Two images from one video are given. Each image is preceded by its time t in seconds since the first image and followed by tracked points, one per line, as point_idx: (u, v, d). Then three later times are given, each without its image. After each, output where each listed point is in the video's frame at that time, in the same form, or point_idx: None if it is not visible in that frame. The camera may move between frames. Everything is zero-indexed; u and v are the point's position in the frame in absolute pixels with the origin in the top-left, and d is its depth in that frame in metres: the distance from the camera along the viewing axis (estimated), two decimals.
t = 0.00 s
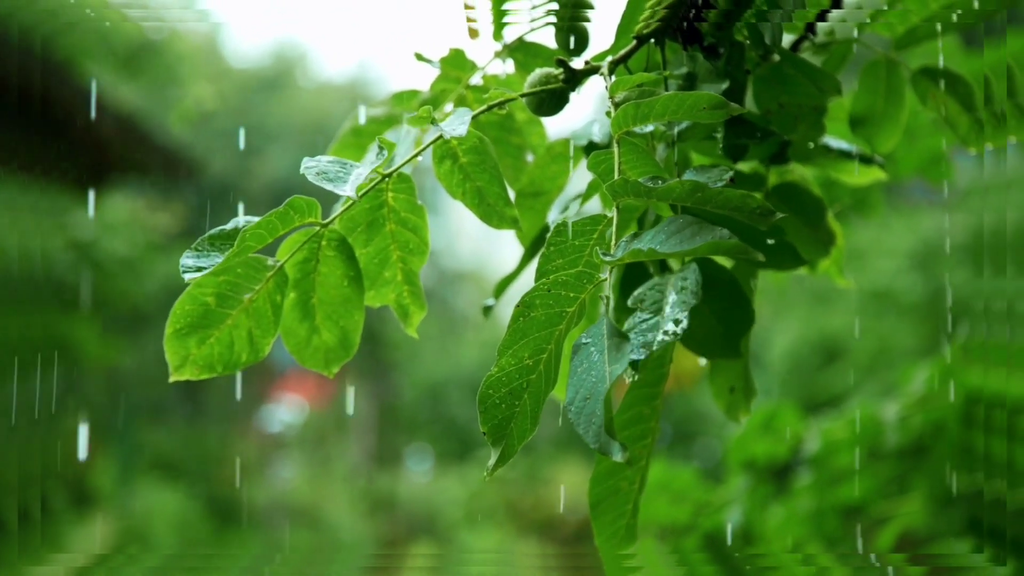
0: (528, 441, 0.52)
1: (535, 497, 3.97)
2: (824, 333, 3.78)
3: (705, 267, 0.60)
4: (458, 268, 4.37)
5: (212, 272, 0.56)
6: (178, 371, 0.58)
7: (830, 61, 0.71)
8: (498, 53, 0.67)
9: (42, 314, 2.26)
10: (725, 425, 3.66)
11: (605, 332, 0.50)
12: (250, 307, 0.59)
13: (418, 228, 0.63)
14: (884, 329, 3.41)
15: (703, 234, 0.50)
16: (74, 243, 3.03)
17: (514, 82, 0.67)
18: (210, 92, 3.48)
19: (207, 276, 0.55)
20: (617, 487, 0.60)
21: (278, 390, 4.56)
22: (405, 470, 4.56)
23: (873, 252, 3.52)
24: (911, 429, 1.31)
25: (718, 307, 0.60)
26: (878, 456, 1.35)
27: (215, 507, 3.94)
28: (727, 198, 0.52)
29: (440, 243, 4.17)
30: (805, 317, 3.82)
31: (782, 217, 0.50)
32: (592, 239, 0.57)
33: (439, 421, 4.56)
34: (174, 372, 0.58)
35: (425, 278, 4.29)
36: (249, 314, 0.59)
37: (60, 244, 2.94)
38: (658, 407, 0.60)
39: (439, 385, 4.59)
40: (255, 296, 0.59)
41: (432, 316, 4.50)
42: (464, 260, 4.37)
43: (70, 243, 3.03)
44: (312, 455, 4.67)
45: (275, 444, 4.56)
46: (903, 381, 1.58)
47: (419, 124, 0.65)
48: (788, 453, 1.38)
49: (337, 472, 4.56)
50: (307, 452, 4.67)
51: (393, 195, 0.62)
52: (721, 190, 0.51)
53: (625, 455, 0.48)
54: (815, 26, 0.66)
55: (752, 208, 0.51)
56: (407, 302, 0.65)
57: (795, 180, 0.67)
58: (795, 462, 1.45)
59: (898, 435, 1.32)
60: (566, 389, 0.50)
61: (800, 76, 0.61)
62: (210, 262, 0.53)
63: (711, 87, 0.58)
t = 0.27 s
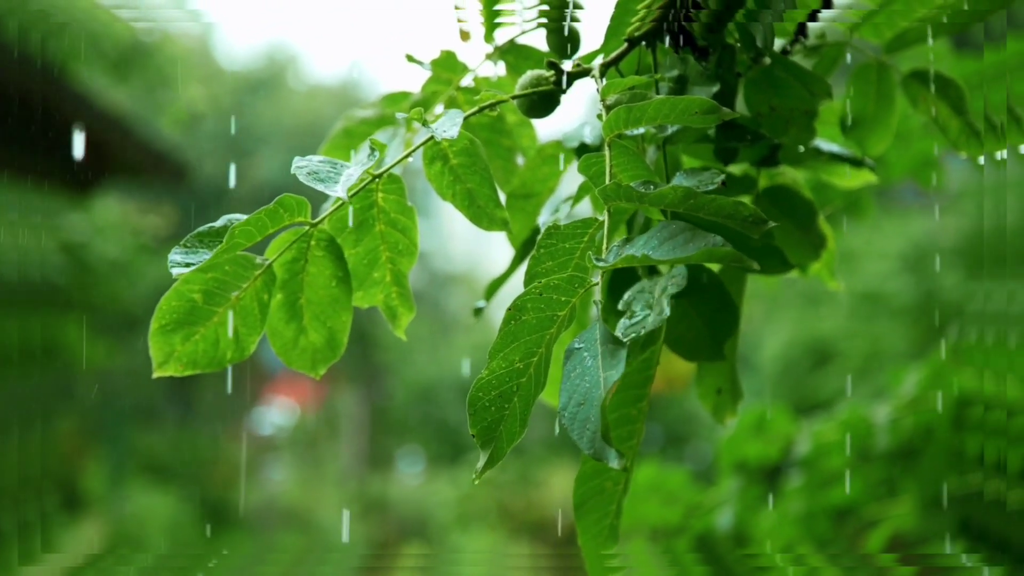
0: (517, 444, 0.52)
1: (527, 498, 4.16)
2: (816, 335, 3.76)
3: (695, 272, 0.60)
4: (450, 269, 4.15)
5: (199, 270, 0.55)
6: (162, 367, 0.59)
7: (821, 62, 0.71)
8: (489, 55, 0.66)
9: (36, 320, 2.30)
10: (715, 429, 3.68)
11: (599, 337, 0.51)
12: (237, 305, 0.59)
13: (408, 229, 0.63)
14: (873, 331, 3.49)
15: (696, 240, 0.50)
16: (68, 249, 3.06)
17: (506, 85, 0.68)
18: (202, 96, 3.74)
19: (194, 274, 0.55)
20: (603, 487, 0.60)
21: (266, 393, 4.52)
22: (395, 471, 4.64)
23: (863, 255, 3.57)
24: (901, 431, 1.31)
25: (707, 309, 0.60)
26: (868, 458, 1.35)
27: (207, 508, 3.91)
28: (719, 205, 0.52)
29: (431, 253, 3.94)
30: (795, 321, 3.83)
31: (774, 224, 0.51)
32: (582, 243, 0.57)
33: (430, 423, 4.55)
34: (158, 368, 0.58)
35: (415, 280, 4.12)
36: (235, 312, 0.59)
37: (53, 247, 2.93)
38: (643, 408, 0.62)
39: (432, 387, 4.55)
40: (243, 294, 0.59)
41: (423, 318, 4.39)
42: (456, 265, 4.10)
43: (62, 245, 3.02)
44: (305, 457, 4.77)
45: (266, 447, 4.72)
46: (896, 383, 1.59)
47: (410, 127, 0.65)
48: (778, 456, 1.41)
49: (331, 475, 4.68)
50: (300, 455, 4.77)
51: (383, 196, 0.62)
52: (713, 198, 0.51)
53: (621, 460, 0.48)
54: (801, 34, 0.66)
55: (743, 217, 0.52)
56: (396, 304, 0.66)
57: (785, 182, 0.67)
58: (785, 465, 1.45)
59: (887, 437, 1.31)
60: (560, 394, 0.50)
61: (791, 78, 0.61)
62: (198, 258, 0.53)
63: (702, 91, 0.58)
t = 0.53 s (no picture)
0: (516, 450, 0.52)
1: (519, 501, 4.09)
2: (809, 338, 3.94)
3: (686, 271, 0.61)
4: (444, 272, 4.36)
5: (195, 277, 0.56)
6: (160, 375, 0.58)
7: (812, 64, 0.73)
8: (482, 56, 0.67)
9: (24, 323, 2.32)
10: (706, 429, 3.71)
11: (593, 340, 0.51)
12: (233, 313, 0.59)
13: (402, 233, 0.63)
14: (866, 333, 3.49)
15: (687, 240, 0.50)
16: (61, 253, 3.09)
17: (498, 87, 0.68)
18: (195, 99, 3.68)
19: (189, 282, 0.55)
20: (599, 489, 0.60)
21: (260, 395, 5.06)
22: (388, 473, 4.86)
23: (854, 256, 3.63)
24: (892, 433, 1.31)
25: (700, 309, 0.61)
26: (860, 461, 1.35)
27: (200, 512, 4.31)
28: (713, 205, 0.52)
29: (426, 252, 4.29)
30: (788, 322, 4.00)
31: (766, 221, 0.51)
32: (576, 247, 0.57)
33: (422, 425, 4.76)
34: (156, 377, 0.58)
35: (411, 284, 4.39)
36: (231, 319, 0.59)
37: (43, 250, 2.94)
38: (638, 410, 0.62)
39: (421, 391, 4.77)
40: (239, 301, 0.59)
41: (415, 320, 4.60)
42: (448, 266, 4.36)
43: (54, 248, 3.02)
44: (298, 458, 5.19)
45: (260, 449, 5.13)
46: (886, 385, 1.60)
47: (402, 130, 0.65)
48: (769, 458, 1.41)
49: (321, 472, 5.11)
50: (293, 455, 5.19)
51: (377, 201, 0.62)
52: (706, 197, 0.52)
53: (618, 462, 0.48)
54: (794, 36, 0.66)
55: (736, 214, 0.52)
56: (391, 308, 0.65)
57: (778, 185, 0.67)
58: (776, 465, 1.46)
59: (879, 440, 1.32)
60: (556, 398, 0.50)
61: (783, 80, 0.61)
62: (194, 268, 0.53)
63: (695, 93, 0.58)
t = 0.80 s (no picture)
0: (498, 446, 0.52)
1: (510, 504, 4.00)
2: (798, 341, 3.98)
3: (679, 274, 0.61)
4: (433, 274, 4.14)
5: (183, 275, 0.56)
6: (144, 371, 0.59)
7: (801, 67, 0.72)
8: (472, 59, 0.67)
9: (20, 328, 2.33)
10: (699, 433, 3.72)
11: (584, 339, 0.51)
12: (220, 310, 0.59)
13: (391, 234, 0.63)
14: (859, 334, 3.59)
15: (681, 245, 0.50)
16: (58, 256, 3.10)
17: (489, 90, 0.68)
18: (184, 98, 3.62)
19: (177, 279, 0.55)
20: (591, 493, 0.60)
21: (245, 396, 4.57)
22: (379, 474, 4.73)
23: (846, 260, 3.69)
24: (882, 437, 1.34)
25: (692, 310, 0.61)
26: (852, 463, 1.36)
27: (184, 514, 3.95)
28: (704, 208, 0.53)
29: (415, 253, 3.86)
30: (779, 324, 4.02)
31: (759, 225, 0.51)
32: (565, 246, 0.57)
33: (412, 428, 4.73)
34: (141, 373, 0.58)
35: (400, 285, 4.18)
36: (218, 317, 0.59)
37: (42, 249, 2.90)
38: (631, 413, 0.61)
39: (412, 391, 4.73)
40: (225, 299, 0.59)
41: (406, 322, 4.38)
42: (438, 268, 4.04)
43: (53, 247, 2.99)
44: (286, 460, 4.91)
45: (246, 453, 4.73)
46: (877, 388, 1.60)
47: (393, 131, 0.65)
48: (758, 461, 1.42)
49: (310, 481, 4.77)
50: (282, 458, 4.92)
51: (366, 201, 0.62)
52: (697, 200, 0.52)
53: (608, 463, 0.47)
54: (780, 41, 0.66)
55: (728, 218, 0.52)
56: (379, 309, 0.65)
57: (769, 187, 0.67)
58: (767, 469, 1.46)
59: (869, 442, 1.34)
60: (544, 397, 0.50)
61: (772, 83, 0.62)
62: (183, 264, 0.54)
63: (685, 95, 0.58)
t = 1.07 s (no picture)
0: (500, 455, 0.52)
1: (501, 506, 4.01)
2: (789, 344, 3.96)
3: (670, 277, 0.61)
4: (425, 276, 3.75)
5: (173, 280, 0.55)
6: (137, 378, 0.58)
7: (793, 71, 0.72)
8: (463, 63, 0.67)
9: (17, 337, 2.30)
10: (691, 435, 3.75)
11: (575, 344, 0.51)
12: (212, 316, 0.59)
13: (381, 237, 0.63)
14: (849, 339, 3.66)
15: (670, 245, 0.50)
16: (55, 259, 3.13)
17: (479, 92, 0.68)
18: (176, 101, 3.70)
19: (167, 285, 0.54)
20: (580, 496, 0.60)
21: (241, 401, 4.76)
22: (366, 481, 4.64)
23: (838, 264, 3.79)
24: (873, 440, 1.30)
25: (683, 313, 0.61)
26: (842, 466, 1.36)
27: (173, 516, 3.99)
28: (694, 209, 0.52)
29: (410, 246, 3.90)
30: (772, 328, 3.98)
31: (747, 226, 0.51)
32: (558, 251, 0.57)
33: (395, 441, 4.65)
34: (134, 380, 0.58)
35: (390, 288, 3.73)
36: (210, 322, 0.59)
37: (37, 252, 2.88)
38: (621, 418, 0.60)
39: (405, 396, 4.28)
40: (218, 304, 0.59)
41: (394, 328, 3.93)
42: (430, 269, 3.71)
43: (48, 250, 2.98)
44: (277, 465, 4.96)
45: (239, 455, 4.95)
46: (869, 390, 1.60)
47: (385, 134, 0.66)
48: (749, 466, 1.44)
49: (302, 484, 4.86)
50: (273, 462, 4.97)
51: (357, 205, 0.61)
52: (686, 201, 0.52)
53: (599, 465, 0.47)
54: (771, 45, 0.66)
55: (718, 219, 0.52)
56: (370, 313, 0.65)
57: (758, 190, 0.67)
58: (758, 471, 1.47)
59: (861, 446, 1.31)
60: (536, 403, 0.50)
61: (762, 86, 0.62)
62: (173, 269, 0.54)
63: (676, 99, 0.58)
